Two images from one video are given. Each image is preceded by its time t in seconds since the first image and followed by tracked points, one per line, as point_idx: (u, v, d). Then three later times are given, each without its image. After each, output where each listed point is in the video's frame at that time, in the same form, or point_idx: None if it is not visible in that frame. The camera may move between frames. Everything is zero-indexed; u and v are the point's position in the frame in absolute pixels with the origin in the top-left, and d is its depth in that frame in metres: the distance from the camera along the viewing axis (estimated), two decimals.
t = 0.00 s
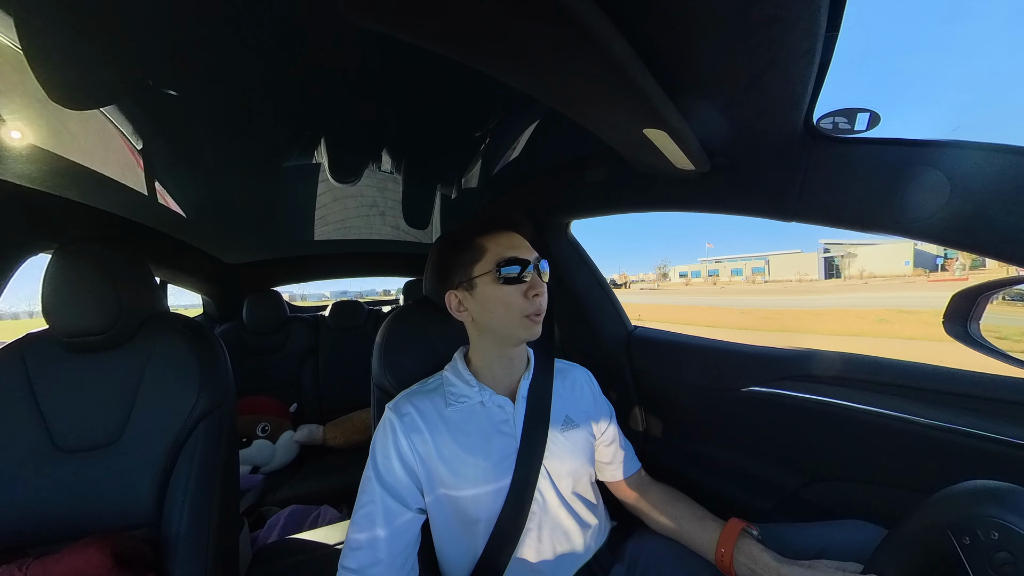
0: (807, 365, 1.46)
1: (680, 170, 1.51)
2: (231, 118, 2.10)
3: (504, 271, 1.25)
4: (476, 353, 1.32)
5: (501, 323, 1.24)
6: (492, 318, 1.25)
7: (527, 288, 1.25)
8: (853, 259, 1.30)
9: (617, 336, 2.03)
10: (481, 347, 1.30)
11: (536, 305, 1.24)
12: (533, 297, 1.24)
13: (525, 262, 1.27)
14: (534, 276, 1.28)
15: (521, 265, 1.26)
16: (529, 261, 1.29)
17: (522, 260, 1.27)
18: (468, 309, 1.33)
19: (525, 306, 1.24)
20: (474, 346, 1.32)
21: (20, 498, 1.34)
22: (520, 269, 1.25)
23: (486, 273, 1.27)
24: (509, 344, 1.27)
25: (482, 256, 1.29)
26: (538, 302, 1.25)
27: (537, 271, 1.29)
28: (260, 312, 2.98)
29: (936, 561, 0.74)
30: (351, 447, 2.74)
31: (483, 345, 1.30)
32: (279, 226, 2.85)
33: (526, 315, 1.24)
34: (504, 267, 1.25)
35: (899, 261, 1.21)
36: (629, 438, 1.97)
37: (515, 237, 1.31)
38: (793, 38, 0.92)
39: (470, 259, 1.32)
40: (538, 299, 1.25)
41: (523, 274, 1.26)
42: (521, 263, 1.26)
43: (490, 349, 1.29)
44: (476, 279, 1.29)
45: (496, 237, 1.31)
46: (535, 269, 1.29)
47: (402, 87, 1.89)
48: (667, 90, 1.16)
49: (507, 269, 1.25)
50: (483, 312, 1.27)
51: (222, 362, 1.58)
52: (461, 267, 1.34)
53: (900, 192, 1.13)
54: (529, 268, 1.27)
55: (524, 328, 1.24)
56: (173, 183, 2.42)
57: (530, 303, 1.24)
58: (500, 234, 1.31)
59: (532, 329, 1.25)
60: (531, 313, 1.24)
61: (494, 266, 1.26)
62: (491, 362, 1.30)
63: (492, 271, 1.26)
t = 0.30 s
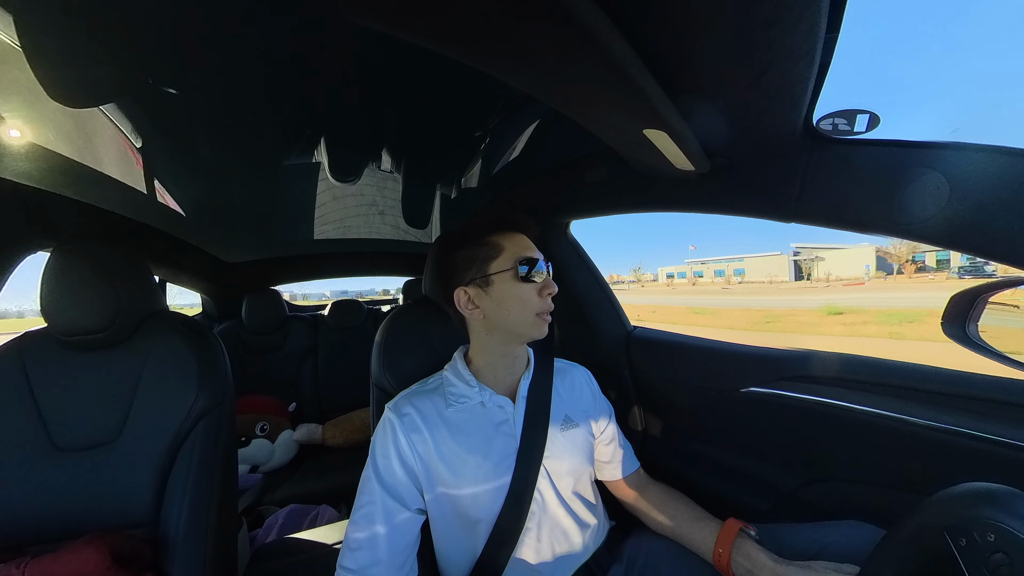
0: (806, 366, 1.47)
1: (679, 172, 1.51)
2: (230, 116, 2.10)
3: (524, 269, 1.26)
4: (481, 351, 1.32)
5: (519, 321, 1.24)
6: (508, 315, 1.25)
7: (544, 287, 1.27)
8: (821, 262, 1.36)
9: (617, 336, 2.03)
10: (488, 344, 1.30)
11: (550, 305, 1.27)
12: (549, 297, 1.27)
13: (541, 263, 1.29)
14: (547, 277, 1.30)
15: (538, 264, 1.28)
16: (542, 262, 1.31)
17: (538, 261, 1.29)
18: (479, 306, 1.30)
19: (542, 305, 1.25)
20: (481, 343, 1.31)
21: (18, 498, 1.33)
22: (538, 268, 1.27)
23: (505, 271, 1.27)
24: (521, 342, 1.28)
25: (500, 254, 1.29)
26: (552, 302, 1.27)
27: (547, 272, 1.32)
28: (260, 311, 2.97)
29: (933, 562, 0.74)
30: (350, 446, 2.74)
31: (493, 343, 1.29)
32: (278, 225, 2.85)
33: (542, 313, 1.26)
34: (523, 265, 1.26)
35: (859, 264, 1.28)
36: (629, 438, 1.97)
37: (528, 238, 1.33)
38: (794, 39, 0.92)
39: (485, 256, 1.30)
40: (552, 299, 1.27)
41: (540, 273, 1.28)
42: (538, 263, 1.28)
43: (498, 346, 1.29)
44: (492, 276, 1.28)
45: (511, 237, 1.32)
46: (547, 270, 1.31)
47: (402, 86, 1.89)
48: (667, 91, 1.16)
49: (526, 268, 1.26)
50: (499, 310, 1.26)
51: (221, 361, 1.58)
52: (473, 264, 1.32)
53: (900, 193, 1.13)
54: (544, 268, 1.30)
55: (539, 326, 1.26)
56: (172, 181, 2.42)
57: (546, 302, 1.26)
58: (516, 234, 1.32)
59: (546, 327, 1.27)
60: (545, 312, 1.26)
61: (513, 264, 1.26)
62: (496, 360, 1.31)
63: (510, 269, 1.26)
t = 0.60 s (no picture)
0: (804, 367, 1.47)
1: (678, 173, 1.52)
2: (230, 116, 2.10)
3: (532, 272, 1.27)
4: (481, 352, 1.32)
5: (527, 324, 1.25)
6: (516, 318, 1.25)
7: (551, 291, 1.29)
8: (791, 264, 1.45)
9: (616, 337, 2.03)
10: (491, 346, 1.30)
11: (556, 309, 1.29)
12: (555, 301, 1.29)
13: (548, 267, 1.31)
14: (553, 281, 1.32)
15: (545, 267, 1.30)
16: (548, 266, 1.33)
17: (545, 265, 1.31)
18: (486, 308, 1.30)
19: (549, 308, 1.27)
20: (485, 345, 1.31)
21: (14, 498, 1.33)
22: (546, 271, 1.29)
23: (513, 274, 1.27)
24: (525, 344, 1.29)
25: (508, 256, 1.29)
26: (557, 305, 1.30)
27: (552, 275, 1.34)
28: (258, 312, 2.97)
29: (931, 562, 0.74)
30: (348, 447, 2.74)
31: (499, 345, 1.29)
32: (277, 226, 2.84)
33: (548, 316, 1.27)
34: (531, 268, 1.27)
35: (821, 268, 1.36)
36: (627, 439, 1.97)
37: (533, 240, 1.35)
38: (793, 41, 0.93)
39: (492, 258, 1.30)
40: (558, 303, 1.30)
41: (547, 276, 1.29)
42: (545, 267, 1.30)
43: (504, 348, 1.29)
44: (500, 279, 1.28)
45: (518, 239, 1.32)
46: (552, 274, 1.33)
47: (402, 88, 1.89)
48: (666, 91, 1.16)
49: (534, 271, 1.28)
50: (507, 313, 1.26)
51: (220, 361, 1.58)
52: (479, 265, 1.31)
53: (898, 196, 1.14)
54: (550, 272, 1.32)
55: (545, 329, 1.27)
56: (171, 181, 2.41)
57: (552, 306, 1.28)
58: (523, 237, 1.33)
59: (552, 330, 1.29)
60: (551, 315, 1.28)
61: (522, 268, 1.28)
62: (500, 360, 1.31)
63: (519, 272, 1.28)
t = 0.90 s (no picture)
0: (802, 368, 1.47)
1: (677, 174, 1.52)
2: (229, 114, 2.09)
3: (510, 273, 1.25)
4: (474, 352, 1.32)
5: (505, 327, 1.24)
6: (495, 320, 1.25)
7: (534, 294, 1.25)
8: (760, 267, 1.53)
9: (615, 337, 2.04)
10: (479, 347, 1.31)
11: (539, 311, 1.25)
12: (537, 303, 1.24)
13: (531, 266, 1.27)
14: (540, 281, 1.27)
15: (529, 268, 1.26)
16: (536, 265, 1.29)
17: (529, 264, 1.27)
18: (473, 309, 1.32)
19: (531, 312, 1.24)
20: (475, 346, 1.32)
21: (11, 497, 1.32)
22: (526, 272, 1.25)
23: (494, 276, 1.26)
24: (509, 346, 1.27)
25: (490, 257, 1.28)
26: (541, 307, 1.25)
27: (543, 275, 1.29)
28: (256, 311, 2.95)
29: (928, 563, 0.75)
30: (347, 446, 2.73)
31: (487, 348, 1.29)
32: (275, 224, 2.84)
33: (531, 320, 1.24)
34: (511, 270, 1.24)
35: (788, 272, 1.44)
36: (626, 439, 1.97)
37: (524, 239, 1.31)
38: (794, 43, 0.93)
39: (478, 259, 1.31)
40: (542, 305, 1.25)
41: (531, 278, 1.25)
42: (526, 267, 1.26)
43: (493, 351, 1.29)
44: (482, 280, 1.28)
45: (505, 239, 1.30)
46: (541, 273, 1.29)
47: (402, 87, 1.89)
48: (667, 92, 1.16)
49: (513, 271, 1.25)
50: (488, 315, 1.26)
51: (218, 360, 1.57)
52: (467, 266, 1.33)
53: (897, 197, 1.14)
54: (537, 272, 1.27)
55: (528, 333, 1.24)
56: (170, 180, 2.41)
57: (535, 310, 1.24)
58: (510, 235, 1.30)
59: (535, 333, 1.25)
60: (533, 318, 1.24)
61: (502, 269, 1.25)
62: (494, 361, 1.30)
63: (498, 273, 1.26)
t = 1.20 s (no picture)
0: (801, 368, 1.48)
1: (677, 174, 1.51)
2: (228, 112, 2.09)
3: (487, 276, 1.24)
4: (469, 352, 1.33)
5: (485, 330, 1.25)
6: (477, 322, 1.26)
7: (513, 298, 1.23)
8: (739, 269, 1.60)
9: (614, 338, 2.04)
10: (470, 347, 1.32)
11: (518, 316, 1.23)
12: (516, 308, 1.22)
13: (512, 270, 1.25)
14: (522, 285, 1.25)
15: (508, 272, 1.24)
16: (520, 268, 1.27)
17: (510, 268, 1.25)
18: (462, 310, 1.34)
19: (508, 316, 1.22)
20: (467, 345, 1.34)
21: (8, 496, 1.32)
22: (505, 277, 1.23)
23: (475, 279, 1.27)
24: (494, 349, 1.27)
25: (474, 260, 1.29)
26: (521, 312, 1.23)
27: (528, 277, 1.27)
28: (254, 309, 2.94)
29: (923, 561, 0.75)
30: (345, 446, 2.72)
31: (473, 349, 1.31)
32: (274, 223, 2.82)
33: (510, 325, 1.22)
34: (489, 274, 1.24)
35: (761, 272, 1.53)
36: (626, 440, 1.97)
37: (508, 242, 1.29)
38: (793, 44, 0.93)
39: (465, 261, 1.32)
40: (522, 310, 1.23)
41: (509, 282, 1.23)
42: (506, 270, 1.24)
43: (480, 351, 1.29)
44: (466, 283, 1.29)
45: (490, 241, 1.29)
46: (525, 277, 1.26)
47: (402, 86, 1.89)
48: (666, 93, 1.16)
49: (490, 275, 1.24)
50: (471, 317, 1.27)
51: (217, 359, 1.56)
52: (456, 267, 1.34)
53: (895, 198, 1.14)
54: (518, 275, 1.25)
55: (507, 337, 1.23)
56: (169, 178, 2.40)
57: (514, 314, 1.22)
58: (495, 238, 1.29)
59: (516, 337, 1.24)
60: (513, 322, 1.23)
61: (482, 273, 1.25)
62: (482, 362, 1.30)
63: (478, 277, 1.26)
